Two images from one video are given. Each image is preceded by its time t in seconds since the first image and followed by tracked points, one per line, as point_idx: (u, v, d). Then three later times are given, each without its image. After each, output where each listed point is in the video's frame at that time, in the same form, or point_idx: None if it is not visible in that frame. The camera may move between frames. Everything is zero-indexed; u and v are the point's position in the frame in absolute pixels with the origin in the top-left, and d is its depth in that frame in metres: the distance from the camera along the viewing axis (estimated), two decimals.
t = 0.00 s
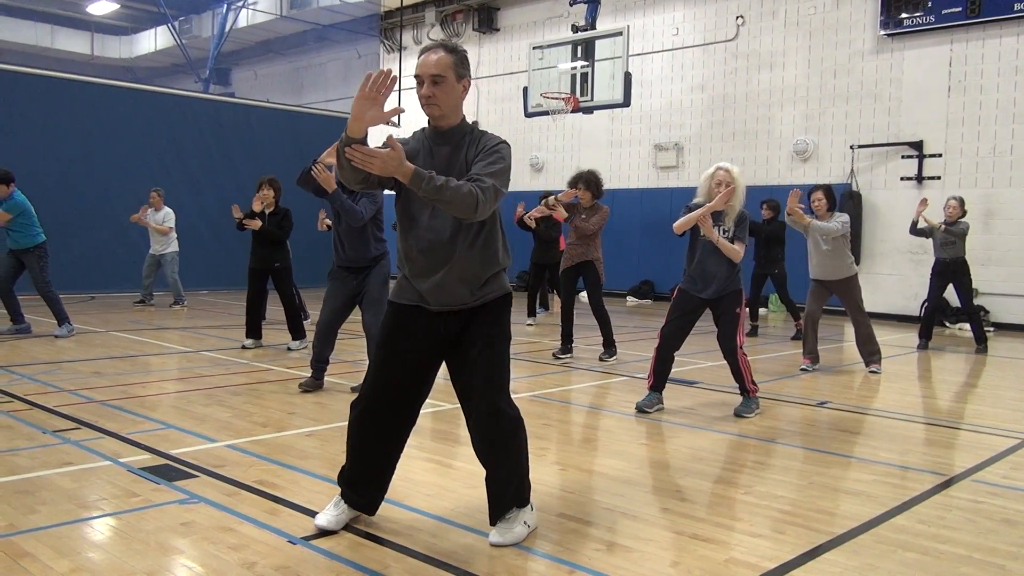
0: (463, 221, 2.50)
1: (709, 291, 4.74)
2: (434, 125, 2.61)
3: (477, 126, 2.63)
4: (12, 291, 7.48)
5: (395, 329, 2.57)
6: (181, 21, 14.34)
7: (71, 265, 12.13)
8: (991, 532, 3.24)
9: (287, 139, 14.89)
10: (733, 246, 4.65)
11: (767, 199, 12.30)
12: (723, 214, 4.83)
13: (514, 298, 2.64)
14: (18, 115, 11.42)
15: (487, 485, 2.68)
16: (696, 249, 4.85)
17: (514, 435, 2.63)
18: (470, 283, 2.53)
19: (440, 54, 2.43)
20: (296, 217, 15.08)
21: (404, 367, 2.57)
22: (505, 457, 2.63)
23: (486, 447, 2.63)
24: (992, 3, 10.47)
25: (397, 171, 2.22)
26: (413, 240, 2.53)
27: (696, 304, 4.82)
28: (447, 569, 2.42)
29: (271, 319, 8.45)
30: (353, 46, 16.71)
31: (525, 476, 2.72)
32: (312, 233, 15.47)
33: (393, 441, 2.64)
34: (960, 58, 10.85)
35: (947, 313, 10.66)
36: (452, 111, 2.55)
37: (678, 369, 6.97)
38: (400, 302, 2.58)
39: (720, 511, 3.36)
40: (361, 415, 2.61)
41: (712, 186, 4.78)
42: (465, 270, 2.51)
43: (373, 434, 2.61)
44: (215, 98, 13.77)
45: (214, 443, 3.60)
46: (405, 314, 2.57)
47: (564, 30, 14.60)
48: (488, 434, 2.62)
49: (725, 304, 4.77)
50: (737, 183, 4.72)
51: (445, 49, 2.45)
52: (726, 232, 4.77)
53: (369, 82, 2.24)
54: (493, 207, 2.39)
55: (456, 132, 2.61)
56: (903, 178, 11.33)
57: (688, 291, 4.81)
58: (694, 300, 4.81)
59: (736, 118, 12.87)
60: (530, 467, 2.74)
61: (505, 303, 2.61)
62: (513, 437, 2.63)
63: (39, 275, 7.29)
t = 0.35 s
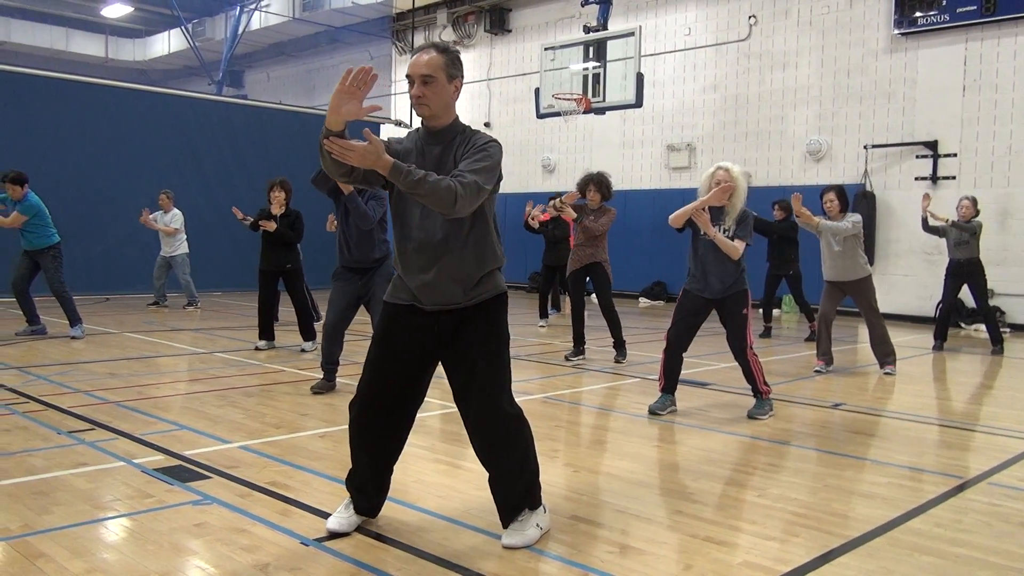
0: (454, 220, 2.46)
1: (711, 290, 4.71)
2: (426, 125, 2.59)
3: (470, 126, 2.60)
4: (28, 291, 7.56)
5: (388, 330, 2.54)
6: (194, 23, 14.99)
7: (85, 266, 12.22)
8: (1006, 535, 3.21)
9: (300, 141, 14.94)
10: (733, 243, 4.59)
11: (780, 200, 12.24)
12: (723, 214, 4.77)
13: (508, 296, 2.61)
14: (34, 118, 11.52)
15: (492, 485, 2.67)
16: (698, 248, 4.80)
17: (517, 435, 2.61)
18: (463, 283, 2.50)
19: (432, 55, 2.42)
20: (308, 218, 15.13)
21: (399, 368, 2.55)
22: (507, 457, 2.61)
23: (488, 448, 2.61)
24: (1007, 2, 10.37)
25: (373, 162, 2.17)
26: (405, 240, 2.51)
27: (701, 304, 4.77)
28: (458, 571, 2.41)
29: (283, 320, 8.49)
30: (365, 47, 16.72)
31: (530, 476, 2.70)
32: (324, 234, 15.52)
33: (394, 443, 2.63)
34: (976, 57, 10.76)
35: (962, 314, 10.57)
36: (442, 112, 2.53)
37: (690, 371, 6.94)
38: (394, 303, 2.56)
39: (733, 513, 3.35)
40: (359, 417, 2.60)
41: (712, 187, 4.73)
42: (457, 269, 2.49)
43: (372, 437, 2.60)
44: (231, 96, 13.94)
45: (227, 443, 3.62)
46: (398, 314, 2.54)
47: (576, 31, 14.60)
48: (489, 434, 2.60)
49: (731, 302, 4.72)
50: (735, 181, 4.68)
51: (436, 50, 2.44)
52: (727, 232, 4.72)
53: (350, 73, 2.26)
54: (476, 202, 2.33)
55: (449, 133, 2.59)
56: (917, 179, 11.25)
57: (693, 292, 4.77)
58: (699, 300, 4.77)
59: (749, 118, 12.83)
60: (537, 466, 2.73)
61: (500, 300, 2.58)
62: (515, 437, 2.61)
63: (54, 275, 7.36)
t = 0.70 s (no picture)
0: (438, 219, 2.41)
1: (711, 291, 4.68)
2: (413, 128, 2.55)
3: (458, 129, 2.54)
4: (40, 293, 7.60)
5: (377, 333, 2.49)
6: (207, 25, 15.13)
7: (97, 268, 12.29)
8: (1019, 543, 3.17)
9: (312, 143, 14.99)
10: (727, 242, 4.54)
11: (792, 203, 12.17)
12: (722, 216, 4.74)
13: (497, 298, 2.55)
14: (48, 121, 11.60)
15: (491, 488, 2.62)
16: (698, 250, 4.77)
17: (514, 438, 2.57)
18: (451, 284, 2.44)
19: (418, 56, 2.38)
20: (320, 219, 15.16)
21: (388, 371, 2.49)
22: (505, 461, 2.58)
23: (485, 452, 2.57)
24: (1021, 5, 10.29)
25: (345, 156, 2.12)
26: (391, 242, 2.46)
27: (704, 307, 4.72)
28: None
29: (293, 322, 8.51)
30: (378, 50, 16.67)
31: (528, 479, 2.65)
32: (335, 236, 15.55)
33: (389, 450, 2.58)
34: (990, 59, 10.69)
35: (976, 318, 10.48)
36: (428, 113, 2.48)
37: (699, 375, 6.91)
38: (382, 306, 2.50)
39: (742, 520, 3.32)
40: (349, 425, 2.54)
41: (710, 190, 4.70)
42: (444, 269, 2.43)
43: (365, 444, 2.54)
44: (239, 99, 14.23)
45: (234, 445, 3.62)
46: (386, 318, 2.49)
47: (587, 34, 14.61)
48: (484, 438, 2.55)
49: (733, 304, 4.67)
50: (731, 183, 4.65)
51: (423, 51, 2.40)
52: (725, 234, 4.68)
53: (313, 67, 2.25)
54: (451, 200, 2.26)
55: (436, 134, 2.54)
56: (930, 182, 11.16)
57: (694, 295, 4.74)
58: (701, 302, 4.73)
59: (761, 121, 12.78)
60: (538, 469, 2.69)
61: (490, 301, 2.52)
62: (511, 440, 2.57)
63: (66, 277, 7.40)
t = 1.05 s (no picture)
0: (417, 218, 2.40)
1: (706, 295, 4.66)
2: (394, 128, 2.55)
3: (440, 130, 2.52)
4: (48, 290, 7.63)
5: (363, 337, 2.47)
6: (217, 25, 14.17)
7: (105, 266, 12.33)
8: None
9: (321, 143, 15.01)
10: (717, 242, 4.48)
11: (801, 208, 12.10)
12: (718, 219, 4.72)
13: (482, 298, 2.54)
14: (59, 119, 11.65)
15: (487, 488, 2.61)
16: (696, 254, 4.74)
17: (506, 437, 2.55)
18: (433, 284, 2.43)
19: (401, 57, 2.39)
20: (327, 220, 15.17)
21: (372, 375, 2.46)
22: (496, 462, 2.56)
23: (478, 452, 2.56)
24: None
25: (312, 147, 2.12)
26: (372, 243, 2.46)
27: (703, 311, 4.70)
28: None
29: (299, 322, 8.51)
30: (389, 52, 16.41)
31: (523, 480, 2.62)
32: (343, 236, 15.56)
33: (380, 453, 2.56)
34: (1002, 65, 10.63)
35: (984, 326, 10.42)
36: (410, 114, 2.48)
37: (704, 379, 6.88)
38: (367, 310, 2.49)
39: (743, 526, 3.30)
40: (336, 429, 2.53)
41: (705, 194, 4.74)
42: (426, 269, 2.42)
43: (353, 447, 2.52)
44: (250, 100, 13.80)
45: (236, 445, 3.62)
46: (371, 321, 2.48)
47: (596, 36, 14.63)
48: (475, 439, 2.54)
49: (731, 308, 4.64)
50: (723, 185, 4.66)
51: (406, 53, 2.41)
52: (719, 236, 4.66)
53: (261, 54, 2.25)
54: (421, 194, 2.24)
55: (415, 135, 2.51)
56: (941, 188, 11.11)
57: (691, 299, 4.74)
58: (699, 307, 4.71)
59: (770, 125, 12.74)
60: (533, 469, 2.67)
61: (474, 301, 2.50)
62: (502, 440, 2.55)
63: (74, 275, 7.43)
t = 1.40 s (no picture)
0: (384, 217, 2.39)
1: (690, 298, 4.66)
2: (366, 128, 2.54)
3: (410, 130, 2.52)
4: (37, 285, 7.59)
5: (333, 339, 2.46)
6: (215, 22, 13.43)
7: (97, 262, 12.30)
8: (1006, 562, 3.14)
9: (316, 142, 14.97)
10: (692, 243, 4.48)
11: (796, 214, 12.11)
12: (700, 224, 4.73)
13: (454, 299, 2.53)
14: (53, 113, 11.61)
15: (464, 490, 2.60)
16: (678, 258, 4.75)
17: (481, 437, 2.55)
18: (403, 284, 2.41)
19: (373, 58, 2.39)
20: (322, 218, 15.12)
21: (342, 376, 2.45)
22: (472, 462, 2.56)
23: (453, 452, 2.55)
24: None
25: (270, 140, 2.11)
26: (341, 243, 2.45)
27: (687, 315, 4.70)
28: None
29: (289, 320, 8.49)
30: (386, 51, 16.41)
31: (500, 481, 2.61)
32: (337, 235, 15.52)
33: (353, 454, 2.56)
34: (996, 72, 10.65)
35: (975, 333, 10.44)
36: (381, 114, 2.48)
37: (693, 383, 6.88)
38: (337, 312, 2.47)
39: (725, 531, 3.30)
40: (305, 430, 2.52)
41: (687, 200, 4.75)
42: (394, 269, 2.41)
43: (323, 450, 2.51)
44: (243, 97, 12.83)
45: (218, 444, 3.60)
46: (340, 322, 2.47)
47: (593, 38, 14.64)
48: (450, 438, 2.53)
49: (716, 313, 4.64)
50: (704, 190, 4.68)
51: (378, 53, 2.41)
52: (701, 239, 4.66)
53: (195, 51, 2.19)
54: (381, 188, 2.23)
55: (384, 134, 2.51)
56: (934, 195, 11.13)
57: (677, 303, 4.73)
58: (682, 310, 4.71)
59: (764, 130, 12.76)
60: (511, 469, 2.66)
61: (445, 300, 2.48)
62: (478, 440, 2.55)
63: (65, 271, 7.38)
